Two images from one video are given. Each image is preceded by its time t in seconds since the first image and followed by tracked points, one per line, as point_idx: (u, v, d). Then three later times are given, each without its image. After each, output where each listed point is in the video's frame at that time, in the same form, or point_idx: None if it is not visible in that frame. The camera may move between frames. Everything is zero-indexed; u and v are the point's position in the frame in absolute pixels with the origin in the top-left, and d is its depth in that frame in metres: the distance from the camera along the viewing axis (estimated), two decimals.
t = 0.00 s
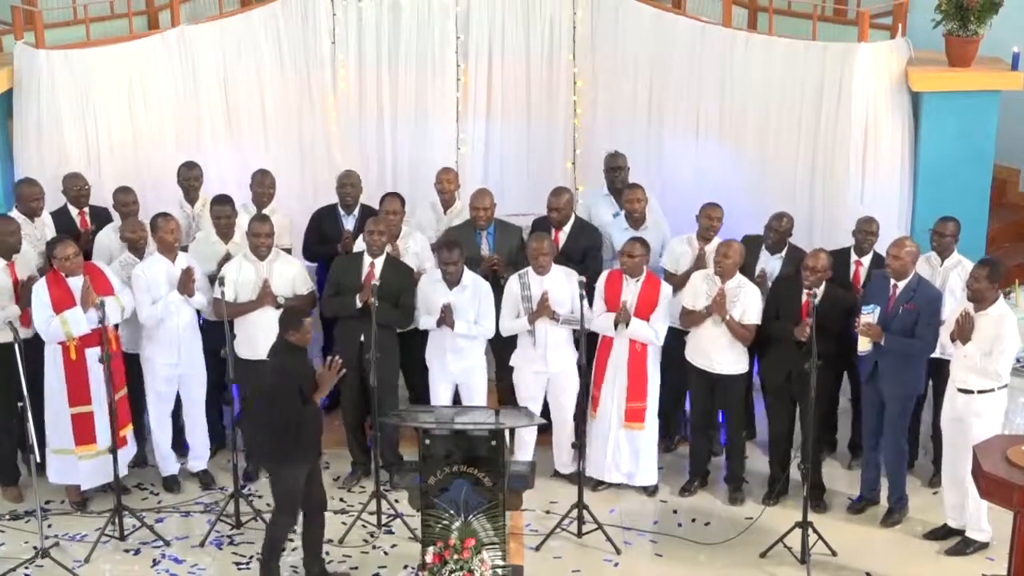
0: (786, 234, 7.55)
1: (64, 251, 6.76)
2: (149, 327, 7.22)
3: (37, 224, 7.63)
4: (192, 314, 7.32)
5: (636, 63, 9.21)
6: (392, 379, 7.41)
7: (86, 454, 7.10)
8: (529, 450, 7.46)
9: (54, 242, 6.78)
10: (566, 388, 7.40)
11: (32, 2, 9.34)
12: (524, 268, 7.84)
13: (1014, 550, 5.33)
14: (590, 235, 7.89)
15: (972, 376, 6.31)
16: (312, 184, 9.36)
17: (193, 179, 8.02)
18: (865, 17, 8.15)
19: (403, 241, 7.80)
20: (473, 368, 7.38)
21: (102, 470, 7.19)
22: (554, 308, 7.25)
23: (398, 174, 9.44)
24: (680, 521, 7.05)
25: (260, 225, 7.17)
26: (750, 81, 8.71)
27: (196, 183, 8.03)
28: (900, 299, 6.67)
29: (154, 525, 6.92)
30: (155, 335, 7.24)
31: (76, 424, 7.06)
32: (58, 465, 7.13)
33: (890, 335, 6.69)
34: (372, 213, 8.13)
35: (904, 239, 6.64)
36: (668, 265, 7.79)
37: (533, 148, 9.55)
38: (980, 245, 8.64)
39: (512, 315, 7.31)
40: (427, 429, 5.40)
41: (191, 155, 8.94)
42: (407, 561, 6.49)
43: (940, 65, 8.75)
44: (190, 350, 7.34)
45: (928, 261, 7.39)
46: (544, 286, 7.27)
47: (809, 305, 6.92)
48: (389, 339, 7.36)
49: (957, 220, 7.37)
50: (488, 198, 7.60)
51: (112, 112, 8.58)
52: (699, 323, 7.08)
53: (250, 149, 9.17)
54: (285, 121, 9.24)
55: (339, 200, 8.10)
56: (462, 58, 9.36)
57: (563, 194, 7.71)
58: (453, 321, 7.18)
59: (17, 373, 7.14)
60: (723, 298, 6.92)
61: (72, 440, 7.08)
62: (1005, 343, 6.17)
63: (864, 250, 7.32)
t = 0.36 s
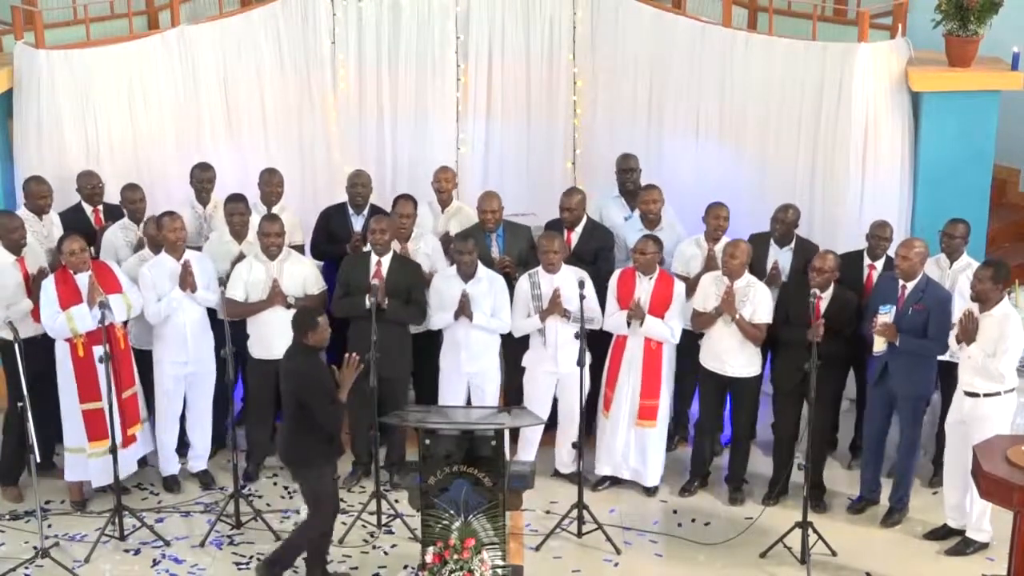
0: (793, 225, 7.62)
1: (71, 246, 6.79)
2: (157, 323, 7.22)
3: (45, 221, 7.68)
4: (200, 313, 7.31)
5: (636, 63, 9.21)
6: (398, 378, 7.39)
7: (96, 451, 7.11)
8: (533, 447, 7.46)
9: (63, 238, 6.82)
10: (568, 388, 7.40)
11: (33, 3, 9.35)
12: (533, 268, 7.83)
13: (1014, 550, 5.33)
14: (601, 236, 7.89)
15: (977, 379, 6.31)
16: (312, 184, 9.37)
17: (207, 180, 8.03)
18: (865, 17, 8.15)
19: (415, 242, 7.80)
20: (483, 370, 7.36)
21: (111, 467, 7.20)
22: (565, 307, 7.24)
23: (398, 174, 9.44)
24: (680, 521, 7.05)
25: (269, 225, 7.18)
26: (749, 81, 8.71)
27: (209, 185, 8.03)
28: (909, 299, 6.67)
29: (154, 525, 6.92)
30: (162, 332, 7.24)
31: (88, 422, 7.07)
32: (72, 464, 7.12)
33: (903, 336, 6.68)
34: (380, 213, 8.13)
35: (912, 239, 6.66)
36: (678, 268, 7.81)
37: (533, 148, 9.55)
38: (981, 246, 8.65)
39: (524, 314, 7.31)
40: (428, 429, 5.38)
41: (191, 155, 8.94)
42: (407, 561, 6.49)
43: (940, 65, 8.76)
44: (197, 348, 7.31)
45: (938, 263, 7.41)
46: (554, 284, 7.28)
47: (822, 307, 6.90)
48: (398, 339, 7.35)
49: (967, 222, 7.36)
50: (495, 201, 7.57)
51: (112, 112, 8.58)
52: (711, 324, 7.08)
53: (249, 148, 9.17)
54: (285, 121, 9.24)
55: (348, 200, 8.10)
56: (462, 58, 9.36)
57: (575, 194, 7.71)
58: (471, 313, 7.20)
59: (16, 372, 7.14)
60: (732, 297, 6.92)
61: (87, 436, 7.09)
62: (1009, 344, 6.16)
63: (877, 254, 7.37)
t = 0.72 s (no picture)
0: (792, 224, 7.59)
1: (77, 243, 6.79)
2: (160, 324, 7.26)
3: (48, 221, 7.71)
4: (204, 315, 7.33)
5: (636, 63, 9.21)
6: (403, 379, 7.40)
7: (92, 450, 7.09)
8: (539, 447, 7.45)
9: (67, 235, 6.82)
10: (570, 388, 7.41)
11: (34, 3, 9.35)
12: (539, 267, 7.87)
13: (1014, 550, 5.33)
14: (608, 235, 7.90)
15: (977, 379, 6.31)
16: (313, 184, 9.37)
17: (211, 178, 8.08)
18: (865, 17, 8.14)
19: (417, 245, 7.71)
20: (488, 370, 7.35)
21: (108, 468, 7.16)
22: (570, 306, 7.25)
23: (399, 174, 9.44)
24: (681, 521, 7.05)
25: (274, 228, 7.14)
26: (749, 81, 8.71)
27: (213, 183, 8.09)
28: (913, 298, 6.66)
29: (154, 525, 6.92)
30: (166, 333, 7.27)
31: (80, 419, 7.05)
32: (70, 462, 7.11)
33: (908, 335, 6.67)
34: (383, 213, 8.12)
35: (916, 239, 6.64)
36: (682, 270, 7.78)
37: (533, 148, 9.55)
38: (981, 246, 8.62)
39: (530, 315, 7.38)
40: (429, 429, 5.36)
41: (191, 155, 8.94)
42: (407, 561, 6.49)
43: (939, 64, 8.75)
44: (200, 349, 7.33)
45: (942, 265, 7.44)
46: (556, 286, 7.29)
47: (823, 303, 6.96)
48: (403, 338, 7.35)
49: (973, 224, 7.35)
50: (501, 199, 7.60)
51: (112, 112, 8.58)
52: (714, 325, 7.07)
53: (249, 148, 9.16)
54: (285, 121, 9.24)
55: (352, 200, 8.09)
56: (462, 58, 9.36)
57: (581, 193, 7.71)
58: (478, 310, 7.15)
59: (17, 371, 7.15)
60: (734, 295, 6.93)
61: (79, 435, 7.07)
62: (1008, 344, 6.16)
63: (879, 249, 7.38)
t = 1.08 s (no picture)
0: (798, 225, 7.56)
1: (76, 242, 6.80)
2: (159, 323, 7.26)
3: (46, 221, 7.70)
4: (204, 314, 7.32)
5: (636, 63, 9.21)
6: (403, 379, 7.40)
7: (89, 450, 7.08)
8: (540, 448, 7.45)
9: (67, 233, 6.83)
10: (569, 389, 7.43)
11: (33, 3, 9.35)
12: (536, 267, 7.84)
13: (1014, 550, 5.33)
14: (609, 236, 7.91)
15: (976, 378, 6.31)
16: (312, 184, 9.37)
17: (210, 178, 8.07)
18: (865, 17, 8.15)
19: (416, 243, 7.73)
20: (487, 370, 7.32)
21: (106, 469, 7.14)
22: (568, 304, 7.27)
23: (399, 174, 9.44)
24: (680, 521, 7.05)
25: (274, 225, 7.16)
26: (749, 82, 8.71)
27: (213, 183, 8.08)
28: (912, 299, 6.67)
29: (154, 525, 6.92)
30: (165, 332, 7.27)
31: (78, 419, 7.05)
32: (65, 461, 7.09)
33: (906, 336, 6.66)
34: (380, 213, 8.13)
35: (917, 238, 6.63)
36: (681, 269, 7.80)
37: (533, 148, 9.55)
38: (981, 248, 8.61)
39: (529, 313, 7.41)
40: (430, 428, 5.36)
41: (190, 155, 8.93)
42: (407, 561, 6.49)
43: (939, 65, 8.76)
44: (198, 348, 7.33)
45: (941, 265, 7.46)
46: (556, 285, 7.32)
47: (821, 301, 6.99)
48: (402, 337, 7.33)
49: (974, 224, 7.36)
50: (498, 199, 7.59)
51: (112, 112, 8.58)
52: (713, 323, 7.08)
53: (249, 147, 9.16)
54: (285, 121, 9.24)
55: (349, 200, 8.10)
56: (462, 58, 9.36)
57: (582, 193, 7.71)
58: (478, 308, 7.16)
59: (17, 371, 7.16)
60: (733, 293, 6.93)
61: (76, 434, 7.07)
62: (1007, 343, 6.16)
63: (875, 246, 7.41)
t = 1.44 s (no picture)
0: (793, 232, 7.61)
1: (74, 243, 6.81)
2: (158, 323, 7.26)
3: (44, 223, 7.68)
4: (203, 315, 7.32)
5: (636, 63, 9.21)
6: (402, 379, 7.41)
7: (88, 451, 7.08)
8: (536, 447, 7.45)
9: (66, 234, 6.84)
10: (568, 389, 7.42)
11: (33, 3, 9.36)
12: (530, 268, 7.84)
13: (1014, 550, 5.33)
14: (603, 237, 7.92)
15: (975, 379, 6.31)
16: (312, 185, 9.37)
17: (206, 181, 8.06)
18: (865, 17, 8.15)
19: (413, 244, 7.76)
20: (487, 373, 7.34)
21: (103, 470, 7.16)
22: (566, 308, 7.27)
23: (398, 174, 9.45)
24: (680, 521, 7.05)
25: (274, 227, 7.14)
26: (749, 82, 8.71)
27: (209, 185, 8.07)
28: (910, 299, 6.64)
29: (154, 525, 6.92)
30: (165, 332, 7.27)
31: (76, 419, 7.04)
32: (65, 463, 7.12)
33: (903, 334, 6.66)
34: (372, 212, 8.12)
35: (915, 239, 6.62)
36: (681, 272, 7.82)
37: (533, 148, 9.55)
38: (980, 248, 8.61)
39: (527, 315, 7.39)
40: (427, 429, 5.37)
41: (190, 155, 8.93)
42: (407, 561, 6.49)
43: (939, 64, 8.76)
44: (198, 349, 7.33)
45: (938, 266, 7.43)
46: (554, 286, 7.30)
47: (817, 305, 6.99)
48: (399, 339, 7.34)
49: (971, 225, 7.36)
50: (493, 202, 7.54)
51: (112, 112, 8.58)
52: (712, 325, 7.06)
53: (249, 147, 9.16)
54: (285, 121, 9.24)
55: (339, 200, 8.10)
56: (462, 58, 9.36)
57: (576, 198, 7.68)
58: (476, 314, 7.17)
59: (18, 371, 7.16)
60: (732, 294, 6.92)
61: (74, 436, 7.07)
62: (1004, 343, 6.17)
63: (865, 251, 7.38)
